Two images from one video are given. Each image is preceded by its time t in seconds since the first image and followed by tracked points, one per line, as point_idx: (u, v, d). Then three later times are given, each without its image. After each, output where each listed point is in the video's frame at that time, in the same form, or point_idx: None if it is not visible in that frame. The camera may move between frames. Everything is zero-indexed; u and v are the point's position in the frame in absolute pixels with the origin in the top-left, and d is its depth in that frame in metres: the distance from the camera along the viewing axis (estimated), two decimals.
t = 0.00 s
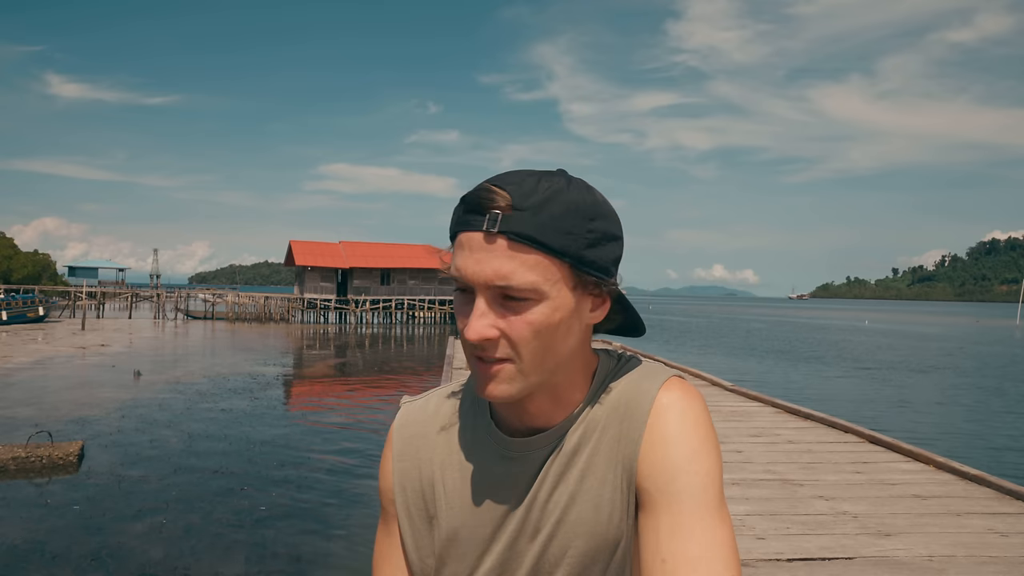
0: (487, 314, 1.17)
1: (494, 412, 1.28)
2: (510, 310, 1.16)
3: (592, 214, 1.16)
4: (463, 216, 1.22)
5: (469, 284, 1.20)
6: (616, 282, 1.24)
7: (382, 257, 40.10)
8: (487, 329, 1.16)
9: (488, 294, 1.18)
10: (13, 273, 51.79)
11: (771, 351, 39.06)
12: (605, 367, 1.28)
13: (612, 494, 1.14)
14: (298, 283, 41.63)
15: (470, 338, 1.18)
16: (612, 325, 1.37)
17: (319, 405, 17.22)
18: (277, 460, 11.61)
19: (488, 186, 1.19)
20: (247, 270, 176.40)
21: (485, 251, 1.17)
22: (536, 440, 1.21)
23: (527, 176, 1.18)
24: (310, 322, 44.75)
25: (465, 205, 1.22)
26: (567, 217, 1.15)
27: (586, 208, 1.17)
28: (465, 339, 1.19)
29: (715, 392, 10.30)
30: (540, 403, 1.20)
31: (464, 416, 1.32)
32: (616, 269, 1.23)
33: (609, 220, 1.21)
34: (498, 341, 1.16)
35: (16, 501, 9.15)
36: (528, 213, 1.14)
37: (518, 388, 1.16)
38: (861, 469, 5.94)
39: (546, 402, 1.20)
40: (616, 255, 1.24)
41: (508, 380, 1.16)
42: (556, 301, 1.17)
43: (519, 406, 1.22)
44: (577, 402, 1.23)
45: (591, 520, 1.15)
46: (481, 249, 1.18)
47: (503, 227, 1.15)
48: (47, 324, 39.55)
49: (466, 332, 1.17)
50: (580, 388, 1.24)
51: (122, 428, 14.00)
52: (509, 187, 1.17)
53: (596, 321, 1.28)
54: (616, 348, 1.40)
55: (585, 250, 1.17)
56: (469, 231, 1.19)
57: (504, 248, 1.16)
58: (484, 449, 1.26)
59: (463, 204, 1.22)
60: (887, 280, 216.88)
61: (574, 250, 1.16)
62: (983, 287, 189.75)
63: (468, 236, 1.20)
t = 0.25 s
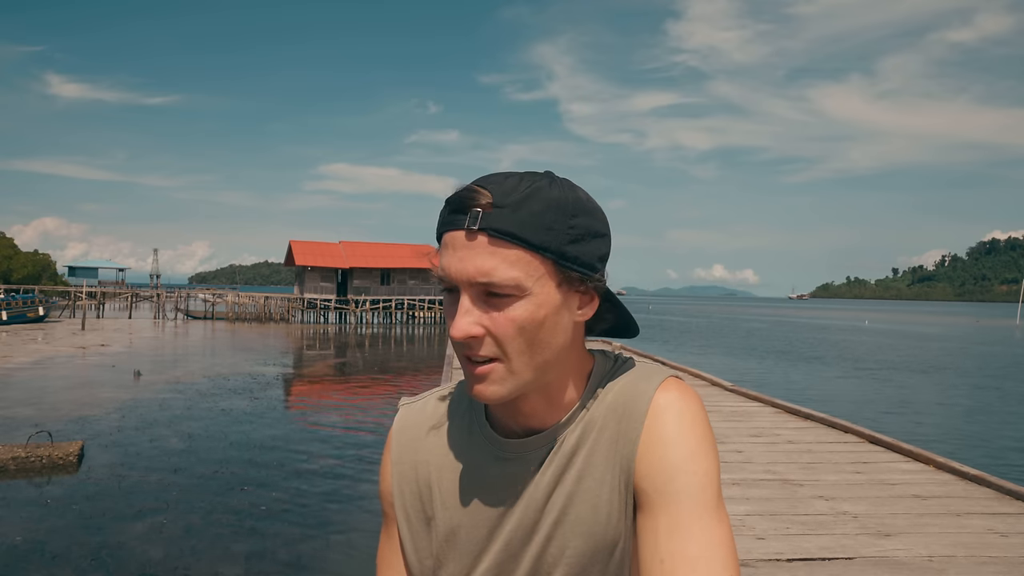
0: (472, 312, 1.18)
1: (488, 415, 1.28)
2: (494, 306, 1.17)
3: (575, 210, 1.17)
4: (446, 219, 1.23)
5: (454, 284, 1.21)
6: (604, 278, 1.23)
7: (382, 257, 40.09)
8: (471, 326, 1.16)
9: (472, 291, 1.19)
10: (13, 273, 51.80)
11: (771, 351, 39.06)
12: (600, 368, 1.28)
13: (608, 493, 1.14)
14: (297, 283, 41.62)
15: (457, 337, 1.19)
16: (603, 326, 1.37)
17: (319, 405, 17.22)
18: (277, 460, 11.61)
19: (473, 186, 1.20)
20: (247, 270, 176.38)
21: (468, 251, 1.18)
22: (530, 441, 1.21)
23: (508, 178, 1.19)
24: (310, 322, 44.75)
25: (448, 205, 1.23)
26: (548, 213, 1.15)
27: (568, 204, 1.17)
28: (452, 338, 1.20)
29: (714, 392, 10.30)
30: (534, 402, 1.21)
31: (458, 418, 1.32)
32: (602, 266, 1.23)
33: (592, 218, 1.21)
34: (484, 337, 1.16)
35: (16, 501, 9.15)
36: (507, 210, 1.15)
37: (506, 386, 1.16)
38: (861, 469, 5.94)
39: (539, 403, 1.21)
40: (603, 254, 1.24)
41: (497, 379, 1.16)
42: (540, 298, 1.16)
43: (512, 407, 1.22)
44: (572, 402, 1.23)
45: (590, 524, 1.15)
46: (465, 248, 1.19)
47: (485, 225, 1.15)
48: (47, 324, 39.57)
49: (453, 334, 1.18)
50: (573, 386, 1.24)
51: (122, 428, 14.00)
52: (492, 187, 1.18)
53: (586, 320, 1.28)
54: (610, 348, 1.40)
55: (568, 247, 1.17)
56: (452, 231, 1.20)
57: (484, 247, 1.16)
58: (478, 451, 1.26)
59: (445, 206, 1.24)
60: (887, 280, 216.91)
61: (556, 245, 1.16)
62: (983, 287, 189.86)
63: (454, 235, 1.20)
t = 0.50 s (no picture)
0: (470, 310, 1.18)
1: (488, 414, 1.28)
2: (491, 305, 1.17)
3: (572, 209, 1.17)
4: (444, 219, 1.23)
5: (453, 281, 1.21)
6: (602, 277, 1.23)
7: (382, 257, 40.09)
8: (468, 326, 1.16)
9: (470, 290, 1.19)
10: (13, 273, 51.80)
11: (771, 351, 39.08)
12: (601, 367, 1.28)
13: (606, 493, 1.15)
14: (297, 283, 41.62)
15: (455, 337, 1.19)
16: (603, 325, 1.37)
17: (320, 405, 17.23)
18: (277, 460, 11.61)
19: (472, 185, 1.20)
20: (247, 270, 176.38)
21: (466, 250, 1.18)
22: (530, 440, 1.21)
23: (507, 177, 1.19)
24: (310, 322, 44.74)
25: (445, 206, 1.23)
26: (545, 212, 1.15)
27: (566, 203, 1.17)
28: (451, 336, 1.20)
29: (714, 392, 10.30)
30: (532, 400, 1.20)
31: (458, 418, 1.33)
32: (600, 264, 1.23)
33: (590, 217, 1.21)
34: (482, 336, 1.16)
35: (16, 501, 9.15)
36: (505, 210, 1.15)
37: (505, 385, 1.16)
38: (861, 469, 5.94)
39: (539, 401, 1.21)
40: (602, 253, 1.24)
41: (495, 377, 1.16)
42: (538, 297, 1.16)
43: (512, 406, 1.21)
44: (572, 400, 1.23)
45: (587, 523, 1.15)
46: (463, 247, 1.19)
47: (482, 224, 1.16)
48: (47, 324, 39.57)
49: (451, 333, 1.18)
50: (574, 385, 1.23)
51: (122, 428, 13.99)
52: (490, 186, 1.18)
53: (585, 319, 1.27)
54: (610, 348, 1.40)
55: (565, 245, 1.17)
56: (451, 230, 1.20)
57: (481, 245, 1.17)
58: (477, 452, 1.26)
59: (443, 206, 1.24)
60: (887, 280, 216.92)
61: (553, 245, 1.16)
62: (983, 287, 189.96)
63: (452, 235, 1.20)
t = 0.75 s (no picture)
0: (472, 309, 1.18)
1: (489, 413, 1.28)
2: (494, 303, 1.17)
3: (575, 209, 1.17)
4: (448, 218, 1.23)
5: (456, 279, 1.21)
6: (603, 277, 1.23)
7: (382, 257, 40.09)
8: (470, 324, 1.17)
9: (474, 287, 1.19)
10: (13, 274, 51.86)
11: (771, 351, 39.06)
12: (601, 368, 1.29)
13: (608, 493, 1.15)
14: (297, 283, 41.63)
15: (458, 334, 1.19)
16: (603, 325, 1.37)
17: (320, 404, 17.23)
18: (277, 460, 11.61)
19: (476, 185, 1.21)
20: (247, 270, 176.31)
21: (472, 246, 1.19)
22: (532, 440, 1.21)
23: (511, 177, 1.19)
24: (310, 322, 44.75)
25: (449, 204, 1.23)
26: (548, 212, 1.15)
27: (570, 203, 1.17)
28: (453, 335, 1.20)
29: (715, 391, 10.30)
30: (534, 399, 1.21)
31: (459, 418, 1.33)
32: (602, 264, 1.23)
33: (592, 218, 1.22)
34: (484, 334, 1.16)
35: (16, 501, 9.15)
36: (509, 208, 1.15)
37: (506, 384, 1.16)
38: (861, 469, 5.94)
39: (539, 400, 1.21)
40: (604, 253, 1.24)
41: (497, 376, 1.16)
42: (539, 296, 1.17)
43: (512, 406, 1.21)
44: (574, 397, 1.24)
45: (588, 522, 1.15)
46: (467, 244, 1.20)
47: (485, 222, 1.16)
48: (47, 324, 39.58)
49: (453, 330, 1.18)
50: (575, 385, 1.24)
51: (122, 428, 14.00)
52: (494, 185, 1.18)
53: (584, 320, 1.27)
54: (611, 348, 1.40)
55: (568, 244, 1.17)
56: (453, 229, 1.20)
57: (484, 245, 1.17)
58: (479, 451, 1.26)
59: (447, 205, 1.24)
60: (887, 280, 216.90)
61: (556, 244, 1.16)
62: (983, 287, 190.03)
63: (455, 232, 1.21)
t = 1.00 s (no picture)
0: (479, 305, 1.17)
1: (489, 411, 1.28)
2: (505, 298, 1.17)
3: (583, 207, 1.18)
4: (456, 213, 1.23)
5: (464, 274, 1.21)
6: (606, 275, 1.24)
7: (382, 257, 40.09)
8: (477, 318, 1.17)
9: (484, 282, 1.18)
10: (13, 273, 51.87)
11: (771, 351, 39.06)
12: (600, 365, 1.28)
13: (607, 490, 1.14)
14: (297, 283, 41.65)
15: (465, 328, 1.19)
16: (600, 323, 1.37)
17: (320, 404, 17.24)
18: (278, 460, 11.61)
19: (487, 180, 1.20)
20: (247, 270, 176.28)
21: (481, 240, 1.18)
22: (534, 436, 1.21)
23: (523, 172, 1.19)
24: (310, 322, 44.75)
25: (458, 198, 1.23)
26: (558, 208, 1.16)
27: (579, 201, 1.18)
28: (459, 329, 1.19)
29: (714, 392, 10.30)
30: (534, 398, 1.20)
31: (461, 415, 1.33)
32: (604, 263, 1.24)
33: (597, 215, 1.22)
34: (493, 328, 1.16)
35: (17, 501, 9.16)
36: (523, 203, 1.15)
37: (513, 380, 1.16)
38: (861, 469, 5.94)
39: (540, 398, 1.20)
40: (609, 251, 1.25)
41: (503, 372, 1.16)
42: (548, 291, 1.17)
43: (514, 403, 1.21)
44: (575, 394, 1.23)
45: (587, 520, 1.15)
46: (478, 239, 1.19)
47: (499, 216, 1.16)
48: (47, 323, 39.59)
49: (462, 324, 1.18)
50: (576, 381, 1.24)
51: (122, 428, 14.00)
52: (505, 179, 1.18)
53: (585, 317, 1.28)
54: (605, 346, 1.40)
55: (577, 241, 1.17)
56: (463, 223, 1.20)
57: (494, 240, 1.17)
58: (480, 449, 1.26)
59: (456, 199, 1.23)
60: (887, 280, 216.90)
61: (566, 239, 1.16)
62: (983, 287, 190.08)
63: (465, 226, 1.20)
